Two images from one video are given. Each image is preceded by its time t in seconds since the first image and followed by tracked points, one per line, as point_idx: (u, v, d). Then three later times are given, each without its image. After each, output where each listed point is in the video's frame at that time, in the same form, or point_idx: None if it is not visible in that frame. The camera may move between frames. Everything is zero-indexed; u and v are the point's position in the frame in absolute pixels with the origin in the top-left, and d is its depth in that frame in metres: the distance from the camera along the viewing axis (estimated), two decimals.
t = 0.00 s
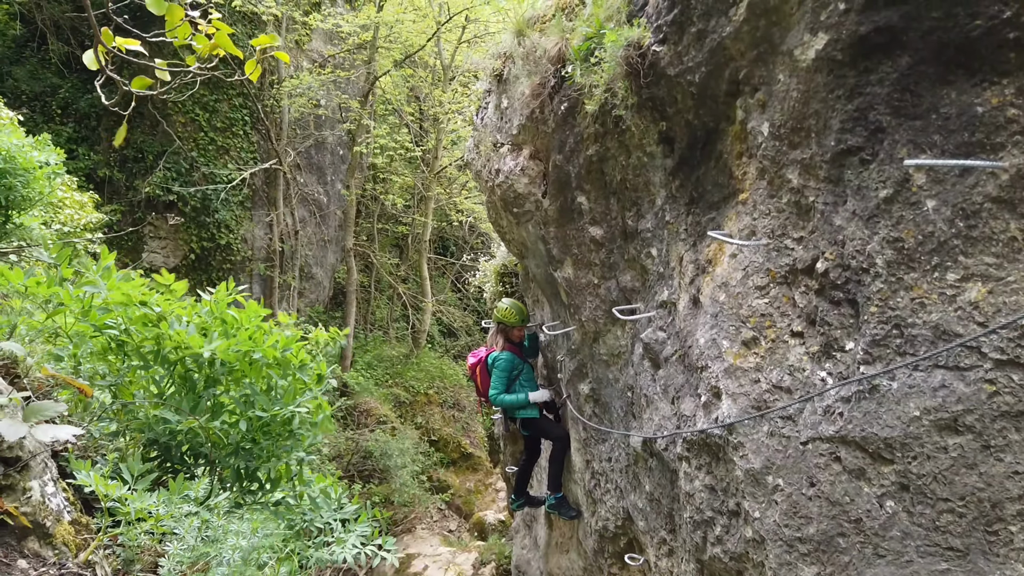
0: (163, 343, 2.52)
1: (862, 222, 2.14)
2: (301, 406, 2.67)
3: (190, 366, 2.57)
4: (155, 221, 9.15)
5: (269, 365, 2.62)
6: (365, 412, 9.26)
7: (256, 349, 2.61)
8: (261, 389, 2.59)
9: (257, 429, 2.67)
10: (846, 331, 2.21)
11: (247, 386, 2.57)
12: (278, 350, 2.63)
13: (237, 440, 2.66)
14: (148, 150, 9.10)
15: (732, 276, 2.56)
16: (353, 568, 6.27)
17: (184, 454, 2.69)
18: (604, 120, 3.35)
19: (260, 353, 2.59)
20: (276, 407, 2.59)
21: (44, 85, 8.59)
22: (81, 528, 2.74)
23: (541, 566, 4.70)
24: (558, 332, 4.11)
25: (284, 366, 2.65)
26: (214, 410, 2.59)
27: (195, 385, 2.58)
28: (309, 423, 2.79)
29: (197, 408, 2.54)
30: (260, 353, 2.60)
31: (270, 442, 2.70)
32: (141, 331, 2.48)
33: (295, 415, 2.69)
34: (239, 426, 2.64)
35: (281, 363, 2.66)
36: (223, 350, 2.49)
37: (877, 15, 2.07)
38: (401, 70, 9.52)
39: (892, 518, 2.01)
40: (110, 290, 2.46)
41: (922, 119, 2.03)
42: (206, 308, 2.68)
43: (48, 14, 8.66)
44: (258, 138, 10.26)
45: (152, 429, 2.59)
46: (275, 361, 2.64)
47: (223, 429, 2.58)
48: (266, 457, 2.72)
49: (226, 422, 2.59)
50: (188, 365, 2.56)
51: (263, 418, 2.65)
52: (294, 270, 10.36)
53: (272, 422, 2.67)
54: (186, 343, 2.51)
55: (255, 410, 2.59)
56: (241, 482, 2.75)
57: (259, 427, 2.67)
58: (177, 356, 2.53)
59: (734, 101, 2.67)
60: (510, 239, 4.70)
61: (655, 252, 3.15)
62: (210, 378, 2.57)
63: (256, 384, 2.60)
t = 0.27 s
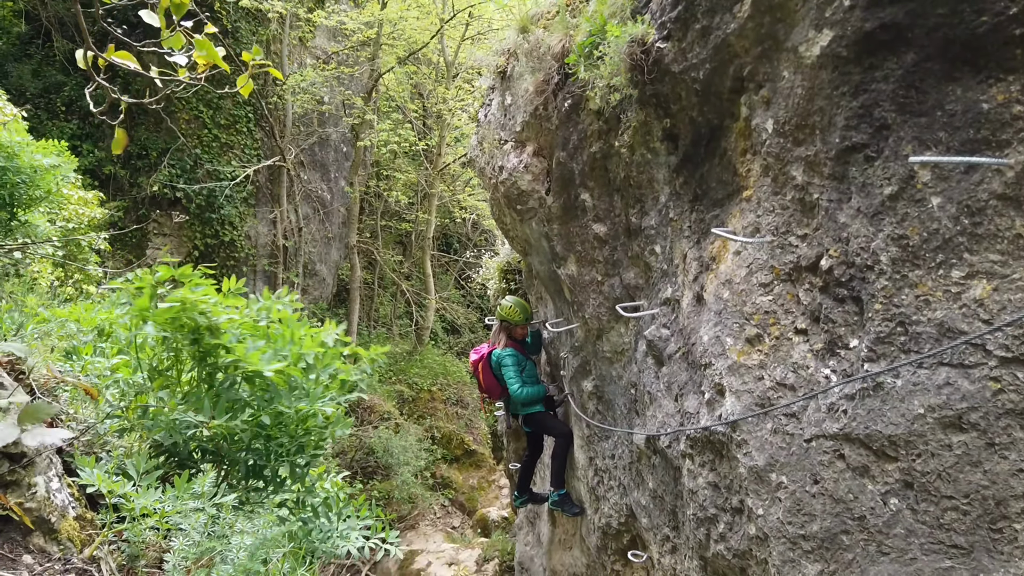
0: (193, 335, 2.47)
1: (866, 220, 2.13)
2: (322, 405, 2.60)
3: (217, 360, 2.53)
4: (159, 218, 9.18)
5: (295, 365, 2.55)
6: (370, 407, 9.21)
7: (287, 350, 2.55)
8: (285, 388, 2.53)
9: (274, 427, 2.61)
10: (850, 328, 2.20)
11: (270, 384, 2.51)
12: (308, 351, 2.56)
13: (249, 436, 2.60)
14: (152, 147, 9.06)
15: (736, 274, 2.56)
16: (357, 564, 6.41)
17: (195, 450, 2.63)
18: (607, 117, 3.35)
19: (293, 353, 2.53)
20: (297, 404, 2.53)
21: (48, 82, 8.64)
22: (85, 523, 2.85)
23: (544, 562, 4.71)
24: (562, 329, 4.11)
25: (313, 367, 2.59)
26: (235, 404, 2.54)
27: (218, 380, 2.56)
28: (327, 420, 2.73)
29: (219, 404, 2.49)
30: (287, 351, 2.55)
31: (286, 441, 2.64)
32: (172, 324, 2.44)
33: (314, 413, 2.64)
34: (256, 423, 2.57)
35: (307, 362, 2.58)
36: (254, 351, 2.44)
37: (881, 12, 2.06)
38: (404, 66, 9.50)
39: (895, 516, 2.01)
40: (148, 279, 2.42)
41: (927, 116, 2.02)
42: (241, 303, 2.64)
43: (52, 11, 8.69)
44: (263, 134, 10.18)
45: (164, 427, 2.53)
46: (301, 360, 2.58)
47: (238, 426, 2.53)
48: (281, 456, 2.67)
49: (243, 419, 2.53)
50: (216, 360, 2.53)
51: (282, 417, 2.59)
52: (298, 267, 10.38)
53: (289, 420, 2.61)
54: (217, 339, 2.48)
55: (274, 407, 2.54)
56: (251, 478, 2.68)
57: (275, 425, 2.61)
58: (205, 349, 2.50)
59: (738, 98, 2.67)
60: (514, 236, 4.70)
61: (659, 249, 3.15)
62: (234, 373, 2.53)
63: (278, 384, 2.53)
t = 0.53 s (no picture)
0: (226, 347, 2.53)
1: (872, 215, 2.13)
2: (344, 414, 2.71)
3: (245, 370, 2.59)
4: (164, 214, 9.18)
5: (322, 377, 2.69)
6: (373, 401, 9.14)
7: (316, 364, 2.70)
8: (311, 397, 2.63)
9: (295, 429, 2.70)
10: (854, 325, 2.20)
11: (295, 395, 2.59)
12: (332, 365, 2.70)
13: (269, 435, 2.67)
14: (156, 143, 9.05)
15: (741, 270, 2.55)
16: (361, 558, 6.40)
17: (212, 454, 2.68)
18: (612, 112, 3.34)
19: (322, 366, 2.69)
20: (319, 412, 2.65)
21: (52, 78, 8.65)
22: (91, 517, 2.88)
23: (548, 557, 4.72)
24: (565, 324, 4.10)
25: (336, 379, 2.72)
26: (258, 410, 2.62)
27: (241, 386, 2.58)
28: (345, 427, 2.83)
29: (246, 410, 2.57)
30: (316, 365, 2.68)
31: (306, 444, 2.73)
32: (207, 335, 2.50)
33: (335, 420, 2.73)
34: (278, 425, 2.66)
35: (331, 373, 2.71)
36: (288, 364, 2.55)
37: (887, 6, 2.06)
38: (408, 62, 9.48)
39: (900, 512, 2.01)
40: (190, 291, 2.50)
41: (933, 112, 2.01)
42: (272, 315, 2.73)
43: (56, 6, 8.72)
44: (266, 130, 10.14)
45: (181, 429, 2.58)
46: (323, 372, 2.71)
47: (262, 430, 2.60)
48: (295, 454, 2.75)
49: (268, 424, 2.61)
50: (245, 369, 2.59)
51: (303, 421, 2.69)
52: (302, 262, 10.39)
53: (308, 424, 2.70)
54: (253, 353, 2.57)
55: (297, 412, 2.64)
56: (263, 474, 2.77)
57: (296, 428, 2.70)
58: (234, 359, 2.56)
59: (743, 94, 2.66)
60: (518, 232, 4.69)
61: (663, 245, 3.14)
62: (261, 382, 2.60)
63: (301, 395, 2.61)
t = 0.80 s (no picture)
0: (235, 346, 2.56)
1: (877, 204, 2.12)
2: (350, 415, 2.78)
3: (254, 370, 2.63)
4: (167, 202, 9.20)
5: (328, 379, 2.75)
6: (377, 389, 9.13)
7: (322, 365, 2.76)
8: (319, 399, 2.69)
9: (303, 429, 2.76)
10: (858, 313, 2.20)
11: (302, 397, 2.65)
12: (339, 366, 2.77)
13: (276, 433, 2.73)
14: (159, 131, 9.04)
15: (745, 258, 2.55)
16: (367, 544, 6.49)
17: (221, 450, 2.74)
18: (616, 100, 3.33)
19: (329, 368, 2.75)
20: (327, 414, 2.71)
21: (55, 66, 8.62)
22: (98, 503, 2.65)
23: (551, 544, 4.75)
24: (568, 313, 4.11)
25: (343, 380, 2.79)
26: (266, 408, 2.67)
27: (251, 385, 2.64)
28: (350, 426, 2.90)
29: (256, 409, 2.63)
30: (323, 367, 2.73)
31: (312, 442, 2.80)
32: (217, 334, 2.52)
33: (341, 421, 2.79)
34: (285, 424, 2.73)
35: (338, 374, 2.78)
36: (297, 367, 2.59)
37: None
38: (411, 50, 9.46)
39: (902, 500, 2.02)
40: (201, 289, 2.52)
41: (939, 99, 2.00)
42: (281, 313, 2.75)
43: None
44: (269, 118, 10.13)
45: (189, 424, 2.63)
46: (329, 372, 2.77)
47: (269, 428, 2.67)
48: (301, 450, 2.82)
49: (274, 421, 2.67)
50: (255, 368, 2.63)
51: (310, 421, 2.76)
52: (305, 251, 10.39)
53: (315, 424, 2.77)
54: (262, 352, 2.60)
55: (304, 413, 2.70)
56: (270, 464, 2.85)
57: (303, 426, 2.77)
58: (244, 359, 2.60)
59: (748, 81, 2.65)
60: (521, 221, 4.69)
61: (667, 233, 3.14)
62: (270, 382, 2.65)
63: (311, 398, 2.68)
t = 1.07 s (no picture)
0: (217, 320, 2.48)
1: (880, 185, 2.12)
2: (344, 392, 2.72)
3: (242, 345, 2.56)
4: (169, 184, 9.07)
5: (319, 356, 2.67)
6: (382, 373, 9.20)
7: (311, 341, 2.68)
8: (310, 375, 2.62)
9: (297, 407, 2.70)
10: (861, 295, 2.19)
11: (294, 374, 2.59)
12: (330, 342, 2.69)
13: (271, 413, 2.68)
14: (160, 113, 8.87)
15: (747, 241, 2.54)
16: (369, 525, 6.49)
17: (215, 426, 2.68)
18: (619, 82, 3.31)
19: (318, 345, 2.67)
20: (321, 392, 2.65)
21: (55, 47, 8.56)
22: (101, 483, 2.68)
23: (552, 524, 4.78)
24: (570, 296, 4.11)
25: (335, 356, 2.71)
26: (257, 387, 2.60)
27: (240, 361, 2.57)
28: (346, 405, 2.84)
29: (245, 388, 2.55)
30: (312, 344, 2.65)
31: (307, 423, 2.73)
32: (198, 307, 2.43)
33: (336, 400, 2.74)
34: (279, 403, 2.66)
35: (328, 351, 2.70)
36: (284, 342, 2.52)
37: None
38: (413, 31, 9.39)
39: (902, 481, 2.03)
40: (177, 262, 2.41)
41: (945, 81, 1.99)
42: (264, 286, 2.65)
43: None
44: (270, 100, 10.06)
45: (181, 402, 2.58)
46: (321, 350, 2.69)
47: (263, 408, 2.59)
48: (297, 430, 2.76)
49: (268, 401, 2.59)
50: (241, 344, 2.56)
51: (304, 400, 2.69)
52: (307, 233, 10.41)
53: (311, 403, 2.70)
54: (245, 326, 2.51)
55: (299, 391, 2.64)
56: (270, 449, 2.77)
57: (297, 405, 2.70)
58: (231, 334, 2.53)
59: (752, 63, 2.63)
60: (524, 203, 4.68)
61: (669, 216, 3.14)
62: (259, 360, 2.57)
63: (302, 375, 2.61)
